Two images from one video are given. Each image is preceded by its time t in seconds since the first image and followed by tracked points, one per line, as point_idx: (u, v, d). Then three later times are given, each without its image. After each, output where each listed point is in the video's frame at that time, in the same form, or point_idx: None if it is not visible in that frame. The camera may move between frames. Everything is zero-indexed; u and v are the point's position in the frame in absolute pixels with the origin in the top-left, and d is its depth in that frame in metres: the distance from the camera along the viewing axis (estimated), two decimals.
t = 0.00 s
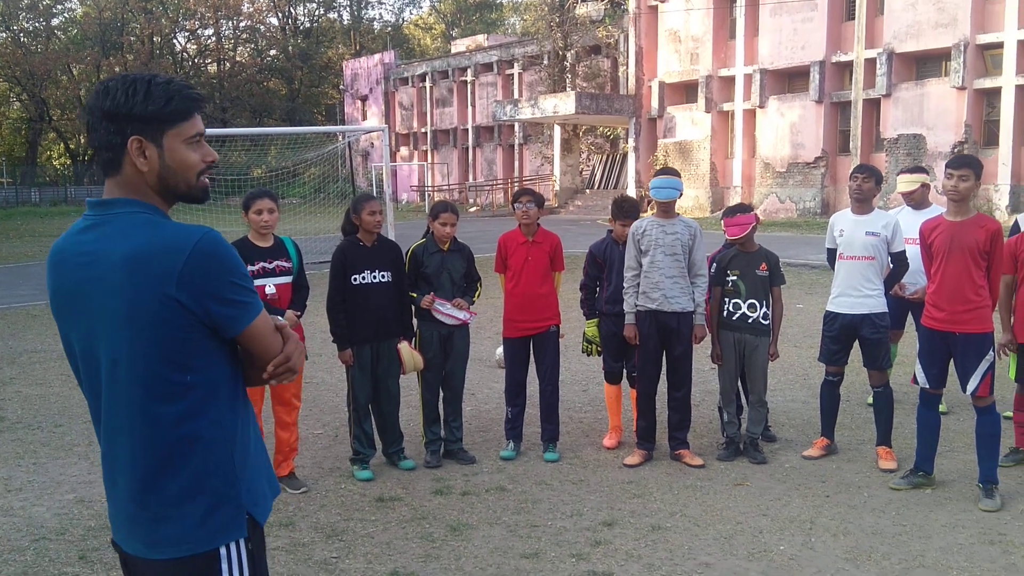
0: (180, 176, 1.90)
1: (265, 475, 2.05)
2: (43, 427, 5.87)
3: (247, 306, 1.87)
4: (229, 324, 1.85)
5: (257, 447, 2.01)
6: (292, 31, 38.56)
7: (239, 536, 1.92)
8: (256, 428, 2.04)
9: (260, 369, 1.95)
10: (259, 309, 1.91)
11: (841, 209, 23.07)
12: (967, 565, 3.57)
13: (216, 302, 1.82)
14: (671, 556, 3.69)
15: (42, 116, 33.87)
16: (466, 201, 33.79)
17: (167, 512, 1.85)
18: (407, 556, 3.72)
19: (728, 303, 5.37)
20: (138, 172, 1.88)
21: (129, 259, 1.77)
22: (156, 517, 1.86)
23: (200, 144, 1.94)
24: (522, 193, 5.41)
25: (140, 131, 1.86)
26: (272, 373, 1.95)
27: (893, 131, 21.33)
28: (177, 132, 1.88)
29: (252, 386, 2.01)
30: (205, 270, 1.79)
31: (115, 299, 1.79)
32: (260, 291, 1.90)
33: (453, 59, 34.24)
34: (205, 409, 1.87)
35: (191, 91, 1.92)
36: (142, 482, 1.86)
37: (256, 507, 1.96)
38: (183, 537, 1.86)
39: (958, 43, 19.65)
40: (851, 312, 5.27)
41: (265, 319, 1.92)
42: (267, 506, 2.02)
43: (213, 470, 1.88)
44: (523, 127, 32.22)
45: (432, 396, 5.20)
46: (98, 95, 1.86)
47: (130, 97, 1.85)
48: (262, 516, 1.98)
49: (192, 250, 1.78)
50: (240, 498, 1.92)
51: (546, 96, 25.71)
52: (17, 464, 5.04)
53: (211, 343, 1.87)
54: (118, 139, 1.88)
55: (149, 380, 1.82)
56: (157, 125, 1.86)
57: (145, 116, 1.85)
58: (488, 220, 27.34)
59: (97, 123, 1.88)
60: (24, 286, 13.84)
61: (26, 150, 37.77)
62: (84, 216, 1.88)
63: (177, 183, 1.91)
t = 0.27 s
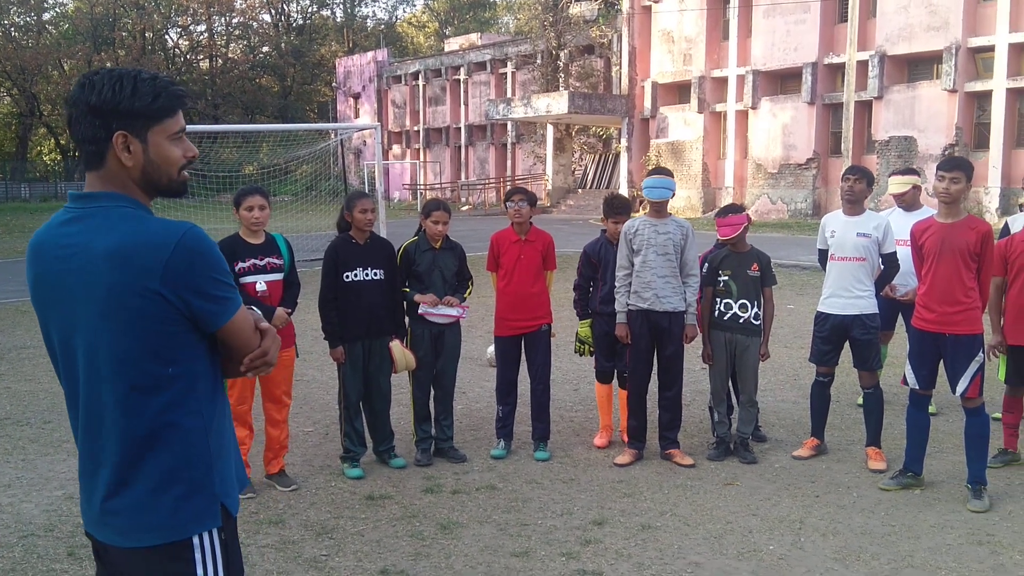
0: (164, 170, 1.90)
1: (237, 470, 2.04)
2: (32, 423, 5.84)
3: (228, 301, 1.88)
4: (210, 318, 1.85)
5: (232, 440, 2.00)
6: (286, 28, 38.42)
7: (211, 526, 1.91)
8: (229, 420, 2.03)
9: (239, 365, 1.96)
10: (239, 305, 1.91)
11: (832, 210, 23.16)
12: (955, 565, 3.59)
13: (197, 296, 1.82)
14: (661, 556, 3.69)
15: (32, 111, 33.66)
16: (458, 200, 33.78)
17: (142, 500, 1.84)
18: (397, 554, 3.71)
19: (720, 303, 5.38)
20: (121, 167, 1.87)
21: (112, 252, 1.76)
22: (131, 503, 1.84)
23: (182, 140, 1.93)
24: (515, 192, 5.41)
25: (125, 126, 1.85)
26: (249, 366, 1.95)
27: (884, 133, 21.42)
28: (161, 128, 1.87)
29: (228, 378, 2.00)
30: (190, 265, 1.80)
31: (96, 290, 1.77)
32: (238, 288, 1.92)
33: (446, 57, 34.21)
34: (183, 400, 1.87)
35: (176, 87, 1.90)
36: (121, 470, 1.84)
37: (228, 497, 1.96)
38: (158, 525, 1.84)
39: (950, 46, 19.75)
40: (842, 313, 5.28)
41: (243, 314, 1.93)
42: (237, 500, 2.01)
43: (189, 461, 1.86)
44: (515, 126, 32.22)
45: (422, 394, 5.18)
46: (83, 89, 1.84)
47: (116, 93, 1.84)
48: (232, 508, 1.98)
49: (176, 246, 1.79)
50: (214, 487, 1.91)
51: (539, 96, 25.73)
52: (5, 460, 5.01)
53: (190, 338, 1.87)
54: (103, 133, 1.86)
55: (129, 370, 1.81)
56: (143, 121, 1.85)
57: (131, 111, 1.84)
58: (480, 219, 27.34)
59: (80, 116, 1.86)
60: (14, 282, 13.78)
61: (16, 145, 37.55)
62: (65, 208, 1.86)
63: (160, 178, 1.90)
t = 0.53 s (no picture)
0: (156, 172, 1.89)
1: (219, 468, 2.02)
2: (24, 421, 5.81)
3: (209, 300, 1.86)
4: (188, 316, 1.84)
5: (215, 438, 1.99)
6: (280, 26, 38.29)
7: (188, 524, 1.89)
8: (214, 418, 2.02)
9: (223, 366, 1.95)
10: (221, 305, 1.90)
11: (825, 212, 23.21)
12: (948, 565, 3.60)
13: (175, 294, 1.80)
14: (656, 555, 3.69)
15: (24, 108, 33.42)
16: (452, 199, 33.73)
17: (119, 495, 1.83)
18: (391, 554, 3.70)
19: (715, 303, 5.39)
20: (114, 167, 1.86)
21: (94, 248, 1.76)
22: (106, 497, 1.83)
23: (175, 141, 1.92)
24: (510, 191, 5.40)
25: (120, 127, 1.84)
26: (231, 366, 1.93)
27: (878, 134, 21.49)
28: (156, 130, 1.87)
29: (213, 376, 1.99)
30: (168, 263, 1.79)
31: (78, 284, 1.77)
32: (222, 288, 1.91)
33: (441, 56, 34.17)
34: (162, 397, 1.85)
35: (173, 90, 1.90)
36: (98, 463, 1.83)
37: (207, 495, 1.94)
38: (134, 519, 1.83)
39: (944, 48, 19.82)
40: (836, 313, 5.30)
41: (226, 314, 1.91)
42: (218, 498, 2.00)
43: (166, 458, 1.85)
44: (510, 125, 32.21)
45: (417, 394, 5.17)
46: (79, 87, 1.82)
47: (114, 92, 1.83)
48: (212, 506, 1.96)
49: (154, 244, 1.77)
50: (192, 484, 1.90)
51: (534, 95, 25.72)
52: None
53: (171, 336, 1.85)
54: (97, 132, 1.84)
55: (108, 364, 1.80)
56: (138, 123, 1.84)
57: (127, 113, 1.83)
58: (475, 219, 27.33)
59: (75, 114, 1.84)
60: (7, 279, 13.72)
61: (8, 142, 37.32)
62: (55, 204, 1.86)
63: (151, 179, 1.89)
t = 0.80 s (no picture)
0: (162, 174, 1.89)
1: (211, 465, 2.00)
2: (20, 420, 5.79)
3: (193, 302, 1.84)
4: (168, 316, 1.82)
5: (206, 438, 1.97)
6: (276, 25, 38.19)
7: (175, 522, 1.89)
8: (206, 416, 2.00)
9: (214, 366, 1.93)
10: (209, 303, 1.88)
11: (821, 213, 23.25)
12: (946, 567, 3.60)
13: (155, 294, 1.79)
14: (653, 556, 3.69)
15: (19, 107, 33.27)
16: (448, 199, 33.73)
17: (105, 491, 1.83)
18: (389, 553, 3.70)
19: (712, 303, 5.39)
20: (121, 166, 1.86)
21: (79, 246, 1.76)
22: (94, 494, 1.84)
23: (184, 148, 1.93)
24: (508, 192, 5.40)
25: (133, 127, 1.84)
26: (221, 364, 1.91)
27: (874, 136, 21.53)
28: (167, 135, 1.88)
29: (205, 373, 1.97)
30: (150, 262, 1.77)
31: (64, 281, 1.78)
32: (211, 287, 1.88)
33: (437, 56, 34.13)
34: (146, 395, 1.84)
35: (188, 99, 1.91)
36: (84, 461, 1.84)
37: (195, 494, 1.93)
38: (120, 517, 1.83)
39: (940, 50, 19.87)
40: (834, 315, 5.30)
41: (213, 312, 1.89)
42: (209, 494, 1.98)
43: (148, 457, 1.84)
44: (506, 125, 32.22)
45: (415, 394, 5.17)
46: (98, 83, 1.82)
47: (132, 93, 1.83)
48: (201, 505, 1.95)
49: (133, 243, 1.76)
50: (179, 484, 1.88)
51: (531, 95, 25.71)
52: None
53: (156, 335, 1.84)
54: (108, 130, 1.84)
55: (93, 363, 1.80)
56: (149, 126, 1.85)
57: (141, 114, 1.83)
58: (472, 219, 27.32)
59: (90, 109, 1.84)
60: (3, 277, 13.68)
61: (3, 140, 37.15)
62: (55, 200, 1.86)
63: (156, 181, 1.90)
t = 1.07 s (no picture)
0: (159, 174, 1.87)
1: (216, 464, 1.96)
2: (14, 419, 5.76)
3: (176, 301, 1.78)
4: (149, 317, 1.77)
5: (206, 437, 1.93)
6: (269, 24, 38.03)
7: (170, 524, 1.86)
8: (209, 414, 1.95)
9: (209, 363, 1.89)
10: (197, 300, 1.82)
11: (815, 214, 23.30)
12: (943, 567, 3.61)
13: (134, 296, 1.75)
14: (652, 556, 3.69)
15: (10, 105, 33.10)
16: (442, 199, 33.70)
17: (101, 492, 1.84)
18: (388, 554, 3.69)
19: (710, 304, 5.39)
20: (118, 163, 1.85)
21: (62, 249, 1.75)
22: (92, 495, 1.85)
23: (183, 148, 1.91)
24: (506, 191, 5.39)
25: (129, 125, 1.82)
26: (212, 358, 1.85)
27: (867, 137, 21.58)
28: (164, 134, 1.85)
29: (203, 371, 1.93)
30: (124, 264, 1.73)
31: (52, 284, 1.78)
32: (200, 284, 1.83)
33: (431, 56, 34.09)
34: (135, 396, 1.81)
35: (187, 97, 1.89)
36: (82, 461, 1.85)
37: (191, 496, 1.89)
38: (113, 519, 1.83)
39: (933, 52, 19.91)
40: (831, 315, 5.31)
41: (203, 309, 1.83)
42: (211, 495, 1.94)
43: (137, 461, 1.82)
44: (500, 125, 32.23)
45: (412, 394, 5.15)
46: (97, 82, 1.82)
47: (130, 91, 1.82)
48: (199, 505, 1.92)
49: (109, 244, 1.73)
50: (173, 485, 1.86)
51: (525, 95, 25.67)
52: None
53: (142, 336, 1.80)
54: (106, 127, 1.83)
55: (82, 365, 1.79)
56: (145, 124, 1.83)
57: (138, 113, 1.82)
58: (466, 219, 27.30)
59: (89, 107, 1.83)
60: None
61: None
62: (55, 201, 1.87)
63: (153, 180, 1.88)
